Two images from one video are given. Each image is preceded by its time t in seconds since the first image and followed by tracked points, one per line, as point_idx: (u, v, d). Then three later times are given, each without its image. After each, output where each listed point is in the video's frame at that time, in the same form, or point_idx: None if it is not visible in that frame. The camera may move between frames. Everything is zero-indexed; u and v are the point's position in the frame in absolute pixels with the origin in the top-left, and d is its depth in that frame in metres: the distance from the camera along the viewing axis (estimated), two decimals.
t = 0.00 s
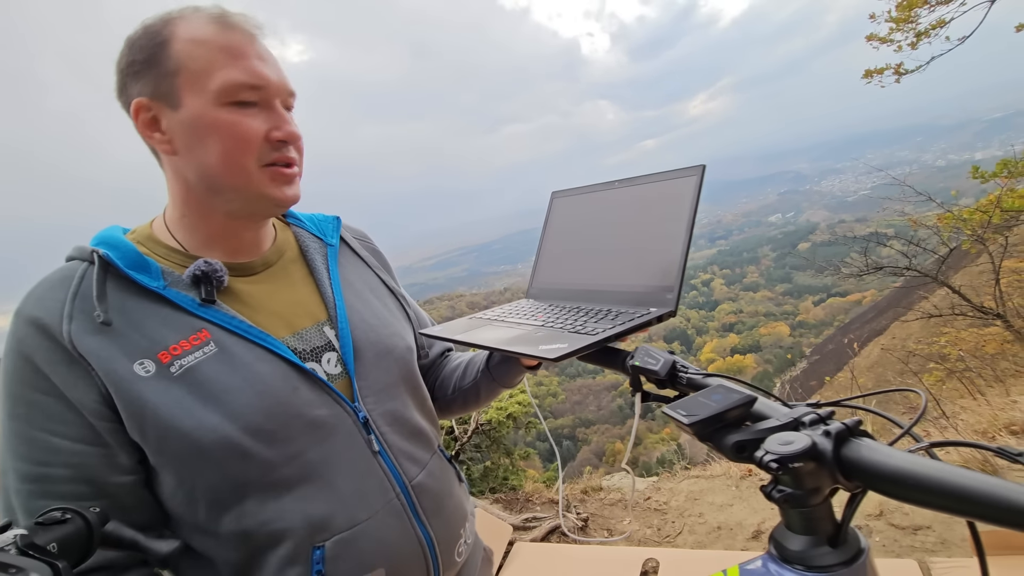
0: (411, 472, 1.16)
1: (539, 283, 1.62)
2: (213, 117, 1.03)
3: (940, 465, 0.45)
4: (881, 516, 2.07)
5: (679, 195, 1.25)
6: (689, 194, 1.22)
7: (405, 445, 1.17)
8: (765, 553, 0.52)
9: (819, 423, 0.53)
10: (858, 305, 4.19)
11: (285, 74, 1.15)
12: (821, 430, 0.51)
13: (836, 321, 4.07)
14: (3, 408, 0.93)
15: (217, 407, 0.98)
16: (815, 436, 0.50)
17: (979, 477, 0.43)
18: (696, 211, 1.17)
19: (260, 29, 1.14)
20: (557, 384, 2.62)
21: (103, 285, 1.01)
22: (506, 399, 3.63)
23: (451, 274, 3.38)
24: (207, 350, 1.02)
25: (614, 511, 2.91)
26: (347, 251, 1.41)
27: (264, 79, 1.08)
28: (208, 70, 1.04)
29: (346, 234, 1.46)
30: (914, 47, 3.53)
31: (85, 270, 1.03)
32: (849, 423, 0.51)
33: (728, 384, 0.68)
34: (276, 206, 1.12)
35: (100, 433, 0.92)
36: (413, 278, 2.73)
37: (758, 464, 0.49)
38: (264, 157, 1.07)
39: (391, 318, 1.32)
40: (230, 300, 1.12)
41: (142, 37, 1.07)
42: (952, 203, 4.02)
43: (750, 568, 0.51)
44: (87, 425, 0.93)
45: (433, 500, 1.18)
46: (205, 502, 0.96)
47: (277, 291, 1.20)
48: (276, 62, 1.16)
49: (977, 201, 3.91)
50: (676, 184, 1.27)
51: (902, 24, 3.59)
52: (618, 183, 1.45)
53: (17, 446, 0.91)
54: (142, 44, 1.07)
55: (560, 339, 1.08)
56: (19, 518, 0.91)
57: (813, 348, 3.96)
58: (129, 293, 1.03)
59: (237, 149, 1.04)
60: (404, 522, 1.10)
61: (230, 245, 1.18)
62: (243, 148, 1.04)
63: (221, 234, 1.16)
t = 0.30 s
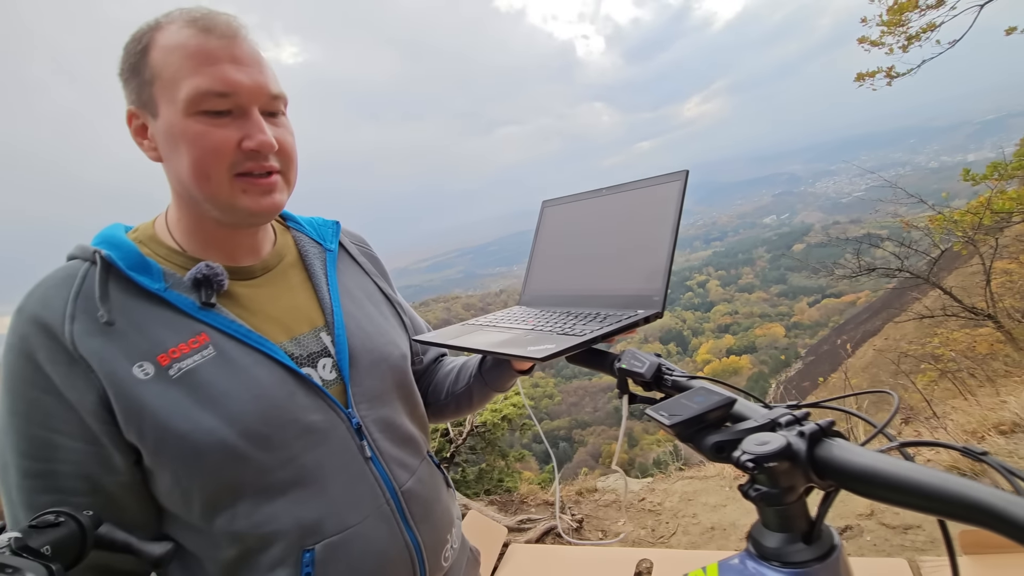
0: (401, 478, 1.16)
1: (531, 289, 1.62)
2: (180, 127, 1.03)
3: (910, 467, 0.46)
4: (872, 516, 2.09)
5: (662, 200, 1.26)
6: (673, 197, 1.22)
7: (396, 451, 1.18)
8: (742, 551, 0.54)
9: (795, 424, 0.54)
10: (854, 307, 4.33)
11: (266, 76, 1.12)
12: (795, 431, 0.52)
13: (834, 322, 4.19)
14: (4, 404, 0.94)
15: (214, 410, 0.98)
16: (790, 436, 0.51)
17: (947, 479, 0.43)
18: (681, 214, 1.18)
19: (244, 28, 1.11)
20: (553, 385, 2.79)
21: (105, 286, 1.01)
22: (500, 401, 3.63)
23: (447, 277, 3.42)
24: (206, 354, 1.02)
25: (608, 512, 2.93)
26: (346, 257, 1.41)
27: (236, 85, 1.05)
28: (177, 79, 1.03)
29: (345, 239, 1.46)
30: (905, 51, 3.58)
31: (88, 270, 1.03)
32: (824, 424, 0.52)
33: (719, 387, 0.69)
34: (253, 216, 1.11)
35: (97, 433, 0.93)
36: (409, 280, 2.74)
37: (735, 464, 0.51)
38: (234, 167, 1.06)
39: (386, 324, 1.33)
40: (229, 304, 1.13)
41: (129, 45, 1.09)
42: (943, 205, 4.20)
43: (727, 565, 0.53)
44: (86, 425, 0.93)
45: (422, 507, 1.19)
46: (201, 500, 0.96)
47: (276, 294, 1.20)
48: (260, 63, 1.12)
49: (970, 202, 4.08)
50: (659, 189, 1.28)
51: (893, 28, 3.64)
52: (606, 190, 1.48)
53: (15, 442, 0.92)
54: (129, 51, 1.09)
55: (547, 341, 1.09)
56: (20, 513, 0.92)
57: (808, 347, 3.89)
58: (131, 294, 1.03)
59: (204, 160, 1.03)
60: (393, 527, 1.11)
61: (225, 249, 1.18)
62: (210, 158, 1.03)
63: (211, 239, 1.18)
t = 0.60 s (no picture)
0: (383, 483, 1.15)
1: (521, 286, 1.63)
2: (210, 134, 1.04)
3: (890, 465, 0.46)
4: (861, 513, 2.11)
5: (650, 198, 1.27)
6: (661, 196, 1.23)
7: (378, 455, 1.17)
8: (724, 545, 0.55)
9: (774, 421, 0.55)
10: (846, 306, 4.41)
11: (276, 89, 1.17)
12: (774, 428, 0.53)
13: (826, 322, 4.26)
14: None
15: (185, 419, 0.98)
16: (768, 434, 0.52)
17: (925, 477, 0.44)
18: (669, 213, 1.19)
19: (252, 44, 1.16)
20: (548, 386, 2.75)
21: (75, 296, 1.01)
22: (495, 401, 3.65)
23: (442, 277, 3.43)
24: (177, 362, 1.02)
25: (602, 511, 2.94)
26: (330, 258, 1.40)
27: (259, 96, 1.09)
28: (205, 87, 1.04)
29: (331, 239, 1.46)
30: (895, 52, 3.62)
31: (59, 279, 1.04)
32: (801, 421, 0.53)
33: (698, 385, 0.69)
34: (265, 220, 1.14)
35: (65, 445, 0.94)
36: (403, 281, 2.74)
37: (715, 460, 0.51)
38: (259, 174, 1.09)
39: (371, 326, 1.32)
40: (204, 311, 1.13)
41: (135, 49, 1.07)
42: (933, 205, 4.27)
43: (709, 558, 0.54)
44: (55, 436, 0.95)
45: (405, 510, 1.17)
46: (178, 509, 0.98)
47: (253, 299, 1.20)
48: (267, 76, 1.17)
49: (959, 202, 4.09)
50: (647, 187, 1.29)
51: (883, 29, 3.66)
52: (596, 186, 1.48)
53: None
54: (132, 55, 1.07)
55: (540, 343, 1.10)
56: None
57: (803, 348, 3.99)
58: (102, 303, 1.03)
59: (234, 167, 1.05)
60: (374, 532, 1.10)
61: (209, 255, 1.18)
62: (240, 165, 1.06)
63: (206, 244, 1.17)
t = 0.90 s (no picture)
0: (369, 483, 1.15)
1: (508, 287, 1.63)
2: (212, 132, 1.05)
3: (866, 455, 0.47)
4: (851, 508, 2.14)
5: (637, 199, 1.28)
6: (648, 197, 1.24)
7: (364, 454, 1.17)
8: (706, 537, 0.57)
9: (754, 414, 0.56)
10: (838, 305, 4.42)
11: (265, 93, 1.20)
12: (753, 420, 0.54)
13: (816, 321, 4.20)
14: None
15: (165, 421, 0.98)
16: (748, 426, 0.53)
17: (899, 467, 0.45)
18: (655, 213, 1.20)
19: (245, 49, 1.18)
20: (542, 387, 2.88)
21: (51, 300, 1.01)
22: (487, 402, 3.62)
23: (436, 279, 3.43)
24: (157, 364, 1.01)
25: (595, 510, 2.95)
26: (314, 258, 1.40)
27: (256, 98, 1.12)
28: (208, 86, 1.06)
29: (314, 240, 1.45)
30: (883, 52, 3.67)
31: (35, 284, 1.04)
32: (779, 413, 0.54)
33: (675, 380, 0.70)
34: (259, 219, 1.15)
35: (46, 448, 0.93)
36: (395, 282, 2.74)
37: (696, 453, 0.52)
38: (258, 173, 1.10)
39: (356, 326, 1.32)
40: (183, 312, 1.13)
41: (133, 47, 1.06)
42: (921, 205, 4.35)
43: (692, 550, 0.56)
44: (39, 439, 0.94)
45: (391, 510, 1.17)
46: (155, 513, 0.97)
47: (235, 301, 1.20)
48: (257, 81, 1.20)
49: (946, 201, 4.22)
50: (634, 187, 1.30)
51: (870, 30, 3.71)
52: (583, 188, 1.49)
53: None
54: (131, 54, 1.06)
55: (528, 340, 1.11)
56: None
57: (795, 347, 3.99)
58: (79, 307, 1.02)
59: (236, 164, 1.07)
60: (360, 533, 1.09)
61: (192, 256, 1.18)
62: (241, 163, 1.07)
63: (194, 244, 1.16)
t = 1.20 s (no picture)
0: (364, 483, 1.14)
1: (496, 289, 1.64)
2: (193, 132, 1.04)
3: (839, 450, 0.48)
4: (839, 505, 2.16)
5: (622, 202, 1.29)
6: (634, 198, 1.25)
7: (358, 456, 1.17)
8: (690, 535, 0.58)
9: (735, 412, 0.57)
10: (828, 304, 4.46)
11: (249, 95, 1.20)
12: (734, 419, 0.55)
13: (807, 321, 4.23)
14: None
15: (156, 425, 0.97)
16: (728, 424, 0.54)
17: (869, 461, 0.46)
18: (641, 215, 1.21)
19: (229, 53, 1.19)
20: (535, 388, 2.96)
21: (37, 305, 1.00)
22: (478, 404, 3.61)
23: (427, 281, 3.43)
24: (147, 368, 1.01)
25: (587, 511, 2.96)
26: (300, 263, 1.40)
27: (238, 99, 1.12)
28: (189, 87, 1.05)
29: (300, 245, 1.45)
30: (868, 54, 3.72)
31: (19, 289, 1.02)
32: (760, 412, 0.55)
33: (659, 380, 0.71)
34: (244, 221, 1.15)
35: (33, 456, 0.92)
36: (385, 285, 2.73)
37: (678, 451, 0.53)
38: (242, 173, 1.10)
39: (345, 329, 1.32)
40: (171, 316, 1.12)
41: (113, 50, 1.06)
42: (906, 204, 4.40)
43: (677, 548, 0.57)
44: (24, 448, 0.92)
45: (387, 510, 1.17)
46: (149, 519, 0.96)
47: (223, 304, 1.20)
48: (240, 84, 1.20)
49: (931, 200, 4.26)
50: (619, 189, 1.31)
51: (855, 32, 3.77)
52: (569, 190, 1.49)
53: None
54: (111, 57, 1.06)
55: (518, 341, 1.11)
56: None
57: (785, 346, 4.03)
58: (66, 312, 1.02)
59: (219, 164, 1.06)
60: (357, 533, 1.09)
61: (178, 260, 1.17)
62: (224, 163, 1.06)
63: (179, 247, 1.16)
